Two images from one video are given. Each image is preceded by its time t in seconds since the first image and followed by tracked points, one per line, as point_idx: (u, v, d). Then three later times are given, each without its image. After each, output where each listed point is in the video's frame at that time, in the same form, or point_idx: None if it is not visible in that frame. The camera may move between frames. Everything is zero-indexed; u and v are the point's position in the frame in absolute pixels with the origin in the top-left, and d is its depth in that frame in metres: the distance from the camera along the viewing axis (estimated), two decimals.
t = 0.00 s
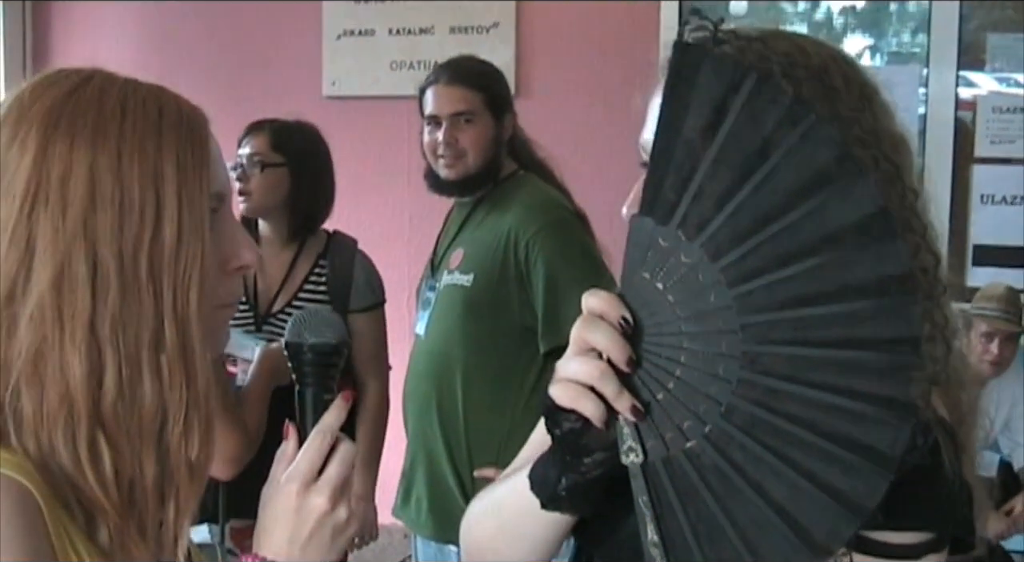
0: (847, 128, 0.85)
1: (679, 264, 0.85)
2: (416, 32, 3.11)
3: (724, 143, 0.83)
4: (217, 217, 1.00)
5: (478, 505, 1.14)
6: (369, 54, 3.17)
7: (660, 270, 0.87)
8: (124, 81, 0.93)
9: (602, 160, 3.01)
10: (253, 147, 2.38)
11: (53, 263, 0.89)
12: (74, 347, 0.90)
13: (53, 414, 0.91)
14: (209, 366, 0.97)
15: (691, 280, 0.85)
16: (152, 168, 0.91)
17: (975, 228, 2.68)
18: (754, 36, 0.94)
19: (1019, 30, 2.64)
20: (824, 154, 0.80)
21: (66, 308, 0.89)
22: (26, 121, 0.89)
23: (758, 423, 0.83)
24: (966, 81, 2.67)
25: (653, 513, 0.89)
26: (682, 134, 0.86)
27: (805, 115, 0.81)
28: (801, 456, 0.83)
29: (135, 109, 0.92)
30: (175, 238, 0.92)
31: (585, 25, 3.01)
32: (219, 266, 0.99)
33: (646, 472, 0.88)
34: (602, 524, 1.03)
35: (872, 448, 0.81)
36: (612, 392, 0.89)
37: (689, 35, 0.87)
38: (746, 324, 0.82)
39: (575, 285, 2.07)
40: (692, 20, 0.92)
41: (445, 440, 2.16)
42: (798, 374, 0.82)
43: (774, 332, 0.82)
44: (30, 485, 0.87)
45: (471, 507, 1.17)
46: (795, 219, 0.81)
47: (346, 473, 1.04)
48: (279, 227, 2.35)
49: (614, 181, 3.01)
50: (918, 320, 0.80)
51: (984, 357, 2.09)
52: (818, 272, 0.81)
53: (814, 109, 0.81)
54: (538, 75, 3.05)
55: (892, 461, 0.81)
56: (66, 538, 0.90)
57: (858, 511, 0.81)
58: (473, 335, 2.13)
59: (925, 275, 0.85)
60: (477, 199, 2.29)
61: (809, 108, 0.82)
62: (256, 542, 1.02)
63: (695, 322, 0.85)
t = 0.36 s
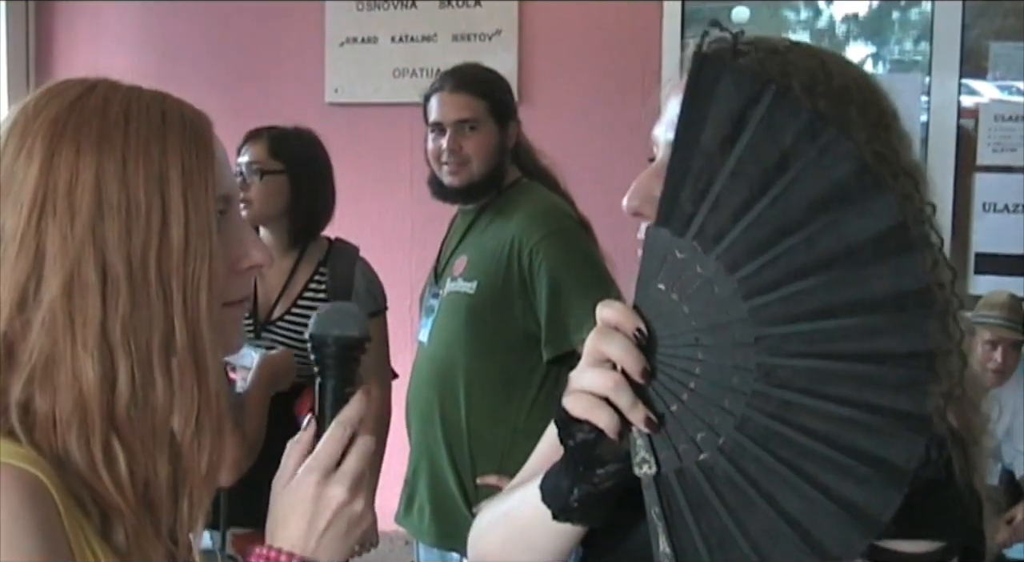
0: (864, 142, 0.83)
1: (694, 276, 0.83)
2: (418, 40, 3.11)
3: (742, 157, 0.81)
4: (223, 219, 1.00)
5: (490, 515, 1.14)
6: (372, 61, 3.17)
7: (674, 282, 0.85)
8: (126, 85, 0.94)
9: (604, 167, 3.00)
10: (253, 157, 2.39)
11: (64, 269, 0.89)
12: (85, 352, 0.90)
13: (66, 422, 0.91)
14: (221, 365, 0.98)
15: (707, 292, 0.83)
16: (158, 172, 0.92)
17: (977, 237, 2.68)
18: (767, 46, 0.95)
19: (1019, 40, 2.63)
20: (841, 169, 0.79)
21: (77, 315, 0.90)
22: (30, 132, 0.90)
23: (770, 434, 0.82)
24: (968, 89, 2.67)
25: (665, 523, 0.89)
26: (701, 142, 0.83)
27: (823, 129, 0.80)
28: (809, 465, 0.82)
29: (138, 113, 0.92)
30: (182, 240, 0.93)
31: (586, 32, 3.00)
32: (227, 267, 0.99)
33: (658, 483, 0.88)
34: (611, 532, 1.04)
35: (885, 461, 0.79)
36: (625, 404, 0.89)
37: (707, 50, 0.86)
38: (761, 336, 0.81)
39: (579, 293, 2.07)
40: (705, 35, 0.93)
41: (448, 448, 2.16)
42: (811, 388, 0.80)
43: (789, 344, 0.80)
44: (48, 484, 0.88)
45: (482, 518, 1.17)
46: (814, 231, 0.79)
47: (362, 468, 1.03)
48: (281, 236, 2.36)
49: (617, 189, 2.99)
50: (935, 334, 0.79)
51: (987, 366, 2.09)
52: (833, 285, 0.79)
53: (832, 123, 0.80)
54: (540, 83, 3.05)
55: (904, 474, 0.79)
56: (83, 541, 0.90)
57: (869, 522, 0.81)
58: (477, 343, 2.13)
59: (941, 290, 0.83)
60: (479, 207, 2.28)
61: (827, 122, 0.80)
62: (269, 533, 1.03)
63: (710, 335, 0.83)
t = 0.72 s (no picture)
0: (872, 161, 0.83)
1: (698, 296, 0.85)
2: (420, 48, 3.12)
3: (746, 175, 0.83)
4: (223, 228, 1.02)
5: (496, 524, 1.17)
6: (374, 68, 3.18)
7: (677, 300, 0.86)
8: (125, 95, 0.96)
9: (605, 174, 3.01)
10: (255, 161, 2.39)
11: (61, 276, 0.91)
12: (82, 360, 0.93)
13: (64, 429, 0.93)
14: (213, 372, 1.00)
15: (712, 312, 0.84)
16: (156, 181, 0.93)
17: (976, 245, 2.68)
18: (770, 61, 0.96)
19: (1019, 49, 2.63)
20: (847, 190, 0.79)
21: (74, 323, 0.92)
22: (33, 137, 0.92)
23: (772, 455, 0.82)
24: (967, 98, 2.68)
25: (667, 543, 0.89)
26: (705, 162, 0.85)
27: (829, 149, 0.80)
28: (811, 484, 0.81)
29: (137, 124, 0.94)
30: (180, 249, 0.95)
31: (586, 41, 3.00)
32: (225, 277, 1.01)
33: (660, 501, 0.89)
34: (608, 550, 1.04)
35: (890, 484, 0.79)
36: (628, 425, 0.90)
37: (713, 67, 0.88)
38: (765, 355, 0.81)
39: (579, 304, 2.07)
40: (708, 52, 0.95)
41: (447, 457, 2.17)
42: (815, 408, 0.80)
43: (791, 366, 0.81)
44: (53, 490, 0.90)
45: (486, 527, 1.19)
46: (817, 253, 0.80)
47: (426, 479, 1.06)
48: (283, 240, 2.35)
49: (617, 195, 3.00)
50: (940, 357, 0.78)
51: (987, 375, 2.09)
52: (837, 306, 0.79)
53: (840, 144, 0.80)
54: (540, 90, 3.05)
55: (908, 494, 0.78)
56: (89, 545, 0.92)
57: (872, 545, 0.79)
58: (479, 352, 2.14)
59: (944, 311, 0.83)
60: (480, 215, 2.27)
61: (834, 142, 0.81)
62: (308, 501, 1.05)
63: (710, 354, 0.84)
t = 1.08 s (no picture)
0: (874, 166, 0.83)
1: (702, 303, 0.84)
2: (422, 49, 3.12)
3: (749, 185, 0.81)
4: (211, 233, 1.01)
5: (500, 531, 1.17)
6: (376, 69, 3.18)
7: (680, 308, 0.85)
8: (116, 95, 0.95)
9: (609, 176, 3.01)
10: (262, 161, 2.40)
11: (45, 278, 0.90)
12: (65, 363, 0.92)
13: (50, 433, 0.92)
14: (201, 377, 0.99)
15: (716, 320, 0.83)
16: (144, 185, 0.92)
17: (979, 247, 2.67)
18: (769, 66, 0.95)
19: (1020, 51, 2.63)
20: (852, 198, 0.78)
21: (59, 326, 0.91)
22: (21, 138, 0.91)
23: (778, 465, 0.80)
24: (970, 100, 2.68)
25: (673, 553, 0.88)
26: (708, 169, 0.83)
27: (836, 156, 0.79)
28: (818, 495, 0.79)
29: (127, 126, 0.93)
30: (167, 254, 0.94)
31: (589, 42, 3.00)
32: (214, 281, 1.00)
33: (664, 510, 0.87)
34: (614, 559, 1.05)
35: (897, 493, 0.77)
36: (631, 433, 0.90)
37: (716, 77, 0.87)
38: (770, 363, 0.80)
39: (581, 306, 2.07)
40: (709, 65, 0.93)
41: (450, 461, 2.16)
42: (822, 416, 0.79)
43: (797, 374, 0.79)
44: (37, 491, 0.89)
45: (490, 534, 1.19)
46: (822, 261, 0.78)
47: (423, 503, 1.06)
48: (288, 242, 2.36)
49: (620, 197, 3.00)
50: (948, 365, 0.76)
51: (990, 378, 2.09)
52: (842, 314, 0.78)
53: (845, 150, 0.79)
54: (543, 92, 3.05)
55: (916, 504, 0.76)
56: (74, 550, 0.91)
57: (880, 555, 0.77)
58: (482, 353, 2.14)
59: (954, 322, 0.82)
60: (483, 217, 2.27)
61: (841, 149, 0.80)
62: (303, 515, 1.05)
63: (717, 361, 0.83)
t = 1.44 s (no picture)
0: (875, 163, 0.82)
1: (701, 299, 0.83)
2: (423, 44, 3.12)
3: (749, 180, 0.81)
4: (207, 220, 1.02)
5: (496, 529, 1.16)
6: (376, 64, 3.17)
7: (680, 302, 0.84)
8: (108, 87, 0.96)
9: (609, 172, 3.00)
10: (262, 155, 2.38)
11: (42, 268, 0.92)
12: (69, 353, 0.93)
13: (50, 422, 0.94)
14: (207, 368, 1.00)
15: (716, 315, 0.82)
16: (138, 176, 0.94)
17: (979, 246, 2.68)
18: (772, 61, 0.95)
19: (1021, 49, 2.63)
20: (851, 193, 0.79)
21: (59, 314, 0.93)
22: (12, 133, 0.93)
23: (778, 460, 0.79)
24: (971, 98, 2.68)
25: (671, 548, 0.85)
26: (709, 165, 0.83)
27: (832, 149, 0.80)
28: (817, 491, 0.78)
29: (117, 115, 0.94)
30: (165, 243, 0.96)
31: (590, 38, 3.00)
32: (213, 267, 1.02)
33: (663, 505, 0.85)
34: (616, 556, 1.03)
35: (896, 491, 0.77)
36: (630, 428, 0.88)
37: (718, 70, 0.86)
38: (770, 359, 0.80)
39: (583, 303, 2.07)
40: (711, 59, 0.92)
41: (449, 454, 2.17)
42: (821, 413, 0.78)
43: (797, 370, 0.79)
44: (45, 481, 0.91)
45: (486, 531, 1.19)
46: (822, 256, 0.79)
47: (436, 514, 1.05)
48: (288, 236, 2.34)
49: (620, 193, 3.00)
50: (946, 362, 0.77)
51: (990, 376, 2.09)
52: (842, 310, 0.78)
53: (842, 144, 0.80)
54: (544, 87, 3.04)
55: (914, 502, 0.77)
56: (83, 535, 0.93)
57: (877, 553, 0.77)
58: (481, 349, 2.14)
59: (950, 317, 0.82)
60: (483, 212, 2.27)
61: (837, 143, 0.81)
62: (315, 518, 1.05)
63: (715, 356, 0.82)
